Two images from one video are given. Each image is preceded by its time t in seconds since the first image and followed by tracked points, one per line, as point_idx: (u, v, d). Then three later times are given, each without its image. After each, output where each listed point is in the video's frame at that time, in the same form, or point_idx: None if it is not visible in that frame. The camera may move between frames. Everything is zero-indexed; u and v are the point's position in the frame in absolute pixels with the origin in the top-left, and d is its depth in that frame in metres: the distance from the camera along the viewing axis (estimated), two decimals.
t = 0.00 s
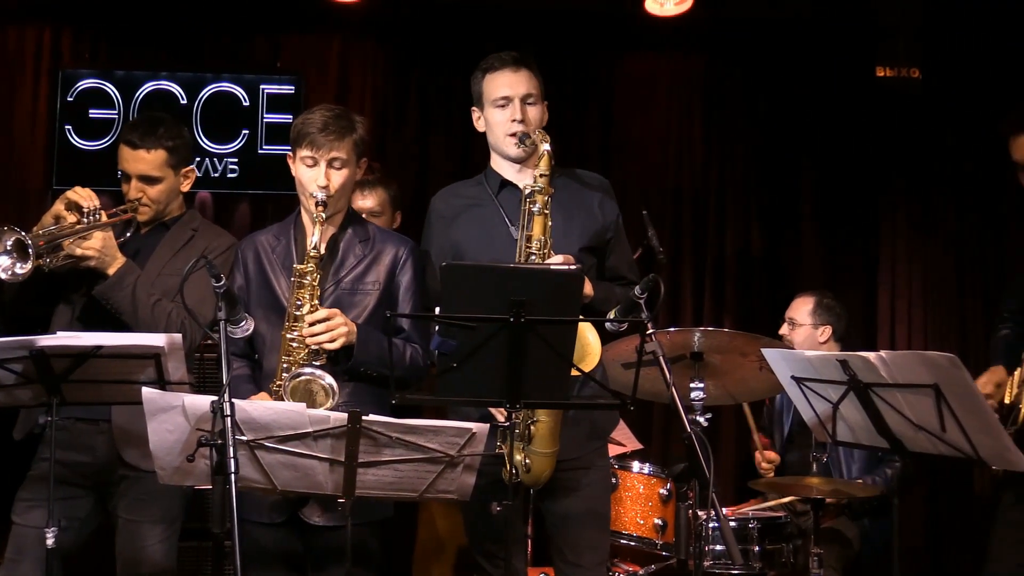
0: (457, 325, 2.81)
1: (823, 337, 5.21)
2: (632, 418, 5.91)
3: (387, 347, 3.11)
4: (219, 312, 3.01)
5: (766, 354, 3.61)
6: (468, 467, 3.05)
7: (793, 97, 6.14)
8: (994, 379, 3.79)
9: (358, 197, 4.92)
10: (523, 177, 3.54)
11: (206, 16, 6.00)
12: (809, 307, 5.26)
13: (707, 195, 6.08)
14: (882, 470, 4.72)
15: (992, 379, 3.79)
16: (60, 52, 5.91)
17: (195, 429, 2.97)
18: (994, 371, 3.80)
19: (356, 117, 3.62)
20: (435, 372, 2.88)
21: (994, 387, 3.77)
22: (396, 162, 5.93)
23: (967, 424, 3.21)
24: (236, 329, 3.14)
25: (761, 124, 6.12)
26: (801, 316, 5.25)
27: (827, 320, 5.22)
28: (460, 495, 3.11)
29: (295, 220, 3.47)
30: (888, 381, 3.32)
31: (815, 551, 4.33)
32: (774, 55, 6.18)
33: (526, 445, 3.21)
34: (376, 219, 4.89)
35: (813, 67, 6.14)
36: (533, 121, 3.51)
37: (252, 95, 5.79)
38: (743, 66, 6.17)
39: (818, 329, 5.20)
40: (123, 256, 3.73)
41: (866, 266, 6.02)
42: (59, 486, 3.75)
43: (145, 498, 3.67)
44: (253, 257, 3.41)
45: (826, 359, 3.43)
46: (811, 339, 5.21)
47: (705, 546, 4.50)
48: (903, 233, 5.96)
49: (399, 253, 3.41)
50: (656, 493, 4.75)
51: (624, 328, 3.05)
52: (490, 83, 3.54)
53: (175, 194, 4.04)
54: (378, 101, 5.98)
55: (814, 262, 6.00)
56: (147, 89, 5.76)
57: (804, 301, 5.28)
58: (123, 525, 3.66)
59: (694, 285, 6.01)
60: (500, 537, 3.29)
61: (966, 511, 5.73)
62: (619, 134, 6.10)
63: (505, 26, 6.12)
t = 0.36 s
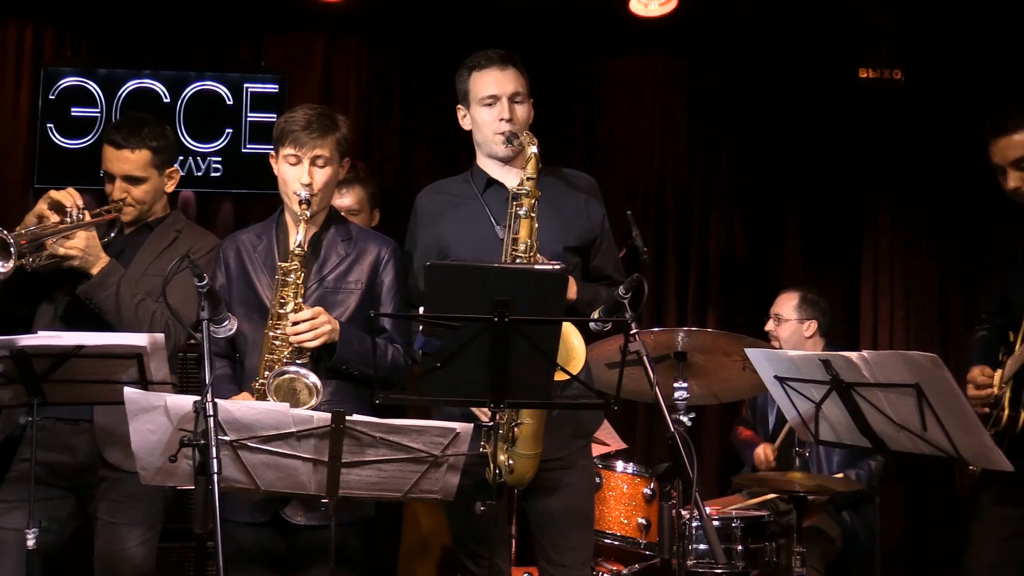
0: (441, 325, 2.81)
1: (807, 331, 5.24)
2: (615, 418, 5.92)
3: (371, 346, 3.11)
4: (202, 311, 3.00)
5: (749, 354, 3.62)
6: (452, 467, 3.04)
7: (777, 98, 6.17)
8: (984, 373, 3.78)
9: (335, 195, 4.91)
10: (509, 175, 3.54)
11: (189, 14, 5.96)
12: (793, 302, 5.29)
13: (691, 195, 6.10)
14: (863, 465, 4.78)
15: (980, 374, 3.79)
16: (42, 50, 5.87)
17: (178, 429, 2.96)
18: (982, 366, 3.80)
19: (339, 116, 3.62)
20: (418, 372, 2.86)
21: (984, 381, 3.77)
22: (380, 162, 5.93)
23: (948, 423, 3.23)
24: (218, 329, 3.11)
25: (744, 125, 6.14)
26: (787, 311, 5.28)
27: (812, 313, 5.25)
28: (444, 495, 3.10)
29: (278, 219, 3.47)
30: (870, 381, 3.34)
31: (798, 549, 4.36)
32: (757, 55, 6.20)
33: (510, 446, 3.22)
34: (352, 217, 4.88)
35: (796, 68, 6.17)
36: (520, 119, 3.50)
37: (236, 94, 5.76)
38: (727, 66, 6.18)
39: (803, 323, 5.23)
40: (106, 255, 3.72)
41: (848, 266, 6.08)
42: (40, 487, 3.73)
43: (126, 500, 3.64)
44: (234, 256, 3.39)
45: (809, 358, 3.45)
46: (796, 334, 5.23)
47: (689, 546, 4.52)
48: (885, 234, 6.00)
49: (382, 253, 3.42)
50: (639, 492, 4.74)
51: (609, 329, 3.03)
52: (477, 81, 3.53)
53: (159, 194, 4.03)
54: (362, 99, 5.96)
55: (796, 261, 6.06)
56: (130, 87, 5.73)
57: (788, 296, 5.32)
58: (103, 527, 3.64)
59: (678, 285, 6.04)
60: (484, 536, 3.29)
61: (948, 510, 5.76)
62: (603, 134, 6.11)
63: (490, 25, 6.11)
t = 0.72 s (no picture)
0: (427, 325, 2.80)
1: (790, 340, 5.25)
2: (603, 418, 5.93)
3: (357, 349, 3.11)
4: (188, 311, 2.99)
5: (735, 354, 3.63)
6: (439, 467, 3.04)
7: (764, 99, 6.19)
8: (965, 373, 3.84)
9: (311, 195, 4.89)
10: (496, 175, 3.54)
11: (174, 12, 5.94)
12: (773, 311, 5.31)
13: (678, 195, 6.12)
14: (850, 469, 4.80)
15: (962, 372, 3.85)
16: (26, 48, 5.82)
17: (164, 429, 2.95)
18: (963, 364, 3.86)
19: (324, 116, 3.62)
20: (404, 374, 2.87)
21: (964, 380, 3.83)
22: (367, 161, 5.92)
23: (933, 423, 3.25)
24: (204, 329, 3.11)
25: (731, 125, 6.16)
26: (769, 321, 5.29)
27: (795, 322, 5.28)
28: (431, 495, 3.10)
29: (262, 219, 3.46)
30: (856, 380, 3.35)
31: (784, 549, 4.37)
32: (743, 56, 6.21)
33: (494, 449, 3.22)
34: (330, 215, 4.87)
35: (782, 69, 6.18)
36: (509, 121, 3.51)
37: (222, 93, 5.75)
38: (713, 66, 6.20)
39: (786, 332, 5.25)
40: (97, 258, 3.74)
41: (834, 267, 6.10)
42: (24, 488, 3.71)
43: (104, 505, 3.63)
44: (219, 257, 3.38)
45: (794, 358, 3.46)
46: (779, 343, 5.24)
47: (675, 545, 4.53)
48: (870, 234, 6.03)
49: (368, 253, 3.41)
50: (627, 492, 4.75)
51: (595, 329, 3.04)
52: (465, 81, 3.53)
53: (150, 201, 4.02)
54: (349, 99, 5.95)
55: (782, 261, 6.07)
56: (115, 86, 5.70)
57: (768, 306, 5.34)
58: (82, 532, 3.62)
59: (665, 285, 6.06)
60: (471, 537, 3.29)
61: (933, 508, 5.79)
62: (590, 134, 6.11)
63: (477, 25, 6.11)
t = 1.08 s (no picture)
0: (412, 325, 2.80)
1: (778, 337, 5.27)
2: (588, 418, 5.93)
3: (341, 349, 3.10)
4: (172, 311, 2.98)
5: (720, 354, 3.63)
6: (424, 467, 3.03)
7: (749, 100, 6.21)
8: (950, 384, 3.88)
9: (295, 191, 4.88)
10: (482, 175, 3.53)
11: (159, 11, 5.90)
12: (761, 308, 5.32)
13: (663, 196, 6.14)
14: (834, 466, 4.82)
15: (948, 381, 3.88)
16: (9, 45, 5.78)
17: (147, 429, 2.93)
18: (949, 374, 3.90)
19: (309, 115, 3.60)
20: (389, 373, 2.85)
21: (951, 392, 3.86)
22: (353, 161, 5.91)
23: (917, 422, 3.26)
24: (188, 329, 3.09)
25: (716, 125, 6.18)
26: (756, 317, 5.31)
27: (781, 319, 5.29)
28: (416, 495, 3.09)
29: (247, 218, 3.45)
30: (840, 380, 3.36)
31: (768, 548, 4.39)
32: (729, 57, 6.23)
33: (480, 449, 3.21)
34: (314, 211, 4.87)
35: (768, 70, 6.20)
36: (496, 120, 3.50)
37: (207, 92, 5.74)
38: (699, 66, 6.21)
39: (774, 329, 5.26)
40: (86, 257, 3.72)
41: (819, 267, 6.14)
42: (4, 489, 3.68)
43: (89, 505, 3.62)
44: (204, 257, 3.36)
45: (779, 358, 3.47)
46: (767, 340, 5.26)
47: (660, 545, 4.54)
48: (854, 235, 6.06)
49: (353, 253, 3.41)
50: (612, 492, 4.76)
51: (580, 329, 3.04)
52: (451, 81, 3.52)
53: (141, 203, 3.99)
54: (335, 99, 5.94)
55: (767, 262, 6.11)
56: (99, 84, 5.68)
57: (756, 303, 5.35)
58: (64, 533, 3.61)
59: (651, 285, 6.07)
60: (457, 537, 3.28)
61: (916, 508, 5.83)
62: (576, 135, 6.12)
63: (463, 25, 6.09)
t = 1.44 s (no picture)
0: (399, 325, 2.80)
1: (763, 336, 5.28)
2: (574, 417, 5.94)
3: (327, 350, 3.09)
4: (157, 311, 2.96)
5: (705, 354, 3.64)
6: (410, 467, 3.03)
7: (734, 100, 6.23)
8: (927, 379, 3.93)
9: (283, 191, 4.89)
10: (469, 176, 3.54)
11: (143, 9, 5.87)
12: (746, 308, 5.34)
13: (649, 196, 6.15)
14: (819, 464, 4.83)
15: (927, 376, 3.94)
16: None
17: (132, 429, 2.93)
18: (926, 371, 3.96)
19: (296, 114, 3.59)
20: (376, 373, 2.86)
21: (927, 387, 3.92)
22: (339, 160, 5.90)
23: (900, 422, 3.28)
24: (173, 328, 3.08)
25: (702, 126, 6.20)
26: (741, 317, 5.33)
27: (766, 318, 5.30)
28: (402, 495, 3.09)
29: (233, 218, 3.44)
30: (824, 380, 3.37)
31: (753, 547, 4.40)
32: (715, 57, 6.25)
33: (467, 450, 3.20)
34: (303, 211, 4.88)
35: (753, 70, 6.22)
36: (483, 120, 3.49)
37: (192, 90, 5.72)
38: (685, 67, 6.23)
39: (758, 327, 5.28)
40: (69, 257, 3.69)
41: (803, 267, 6.17)
42: None
43: (70, 506, 3.60)
44: (189, 256, 3.35)
45: (764, 358, 3.48)
46: (752, 338, 5.27)
47: (646, 544, 4.55)
48: (839, 235, 6.10)
49: (340, 253, 3.40)
50: (598, 491, 4.76)
51: (566, 328, 3.05)
52: (439, 81, 3.51)
53: (125, 201, 3.96)
54: (321, 98, 5.93)
55: (752, 262, 6.14)
56: (83, 82, 5.64)
57: (742, 302, 5.36)
58: (47, 535, 3.59)
59: (637, 285, 6.08)
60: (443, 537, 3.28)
61: (900, 507, 5.86)
62: (562, 135, 6.13)
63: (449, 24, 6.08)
